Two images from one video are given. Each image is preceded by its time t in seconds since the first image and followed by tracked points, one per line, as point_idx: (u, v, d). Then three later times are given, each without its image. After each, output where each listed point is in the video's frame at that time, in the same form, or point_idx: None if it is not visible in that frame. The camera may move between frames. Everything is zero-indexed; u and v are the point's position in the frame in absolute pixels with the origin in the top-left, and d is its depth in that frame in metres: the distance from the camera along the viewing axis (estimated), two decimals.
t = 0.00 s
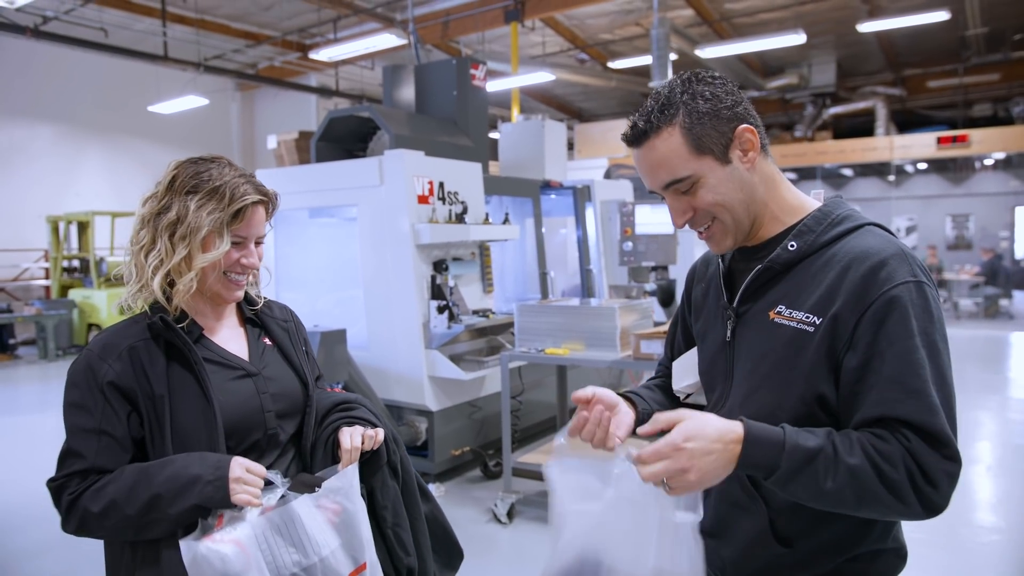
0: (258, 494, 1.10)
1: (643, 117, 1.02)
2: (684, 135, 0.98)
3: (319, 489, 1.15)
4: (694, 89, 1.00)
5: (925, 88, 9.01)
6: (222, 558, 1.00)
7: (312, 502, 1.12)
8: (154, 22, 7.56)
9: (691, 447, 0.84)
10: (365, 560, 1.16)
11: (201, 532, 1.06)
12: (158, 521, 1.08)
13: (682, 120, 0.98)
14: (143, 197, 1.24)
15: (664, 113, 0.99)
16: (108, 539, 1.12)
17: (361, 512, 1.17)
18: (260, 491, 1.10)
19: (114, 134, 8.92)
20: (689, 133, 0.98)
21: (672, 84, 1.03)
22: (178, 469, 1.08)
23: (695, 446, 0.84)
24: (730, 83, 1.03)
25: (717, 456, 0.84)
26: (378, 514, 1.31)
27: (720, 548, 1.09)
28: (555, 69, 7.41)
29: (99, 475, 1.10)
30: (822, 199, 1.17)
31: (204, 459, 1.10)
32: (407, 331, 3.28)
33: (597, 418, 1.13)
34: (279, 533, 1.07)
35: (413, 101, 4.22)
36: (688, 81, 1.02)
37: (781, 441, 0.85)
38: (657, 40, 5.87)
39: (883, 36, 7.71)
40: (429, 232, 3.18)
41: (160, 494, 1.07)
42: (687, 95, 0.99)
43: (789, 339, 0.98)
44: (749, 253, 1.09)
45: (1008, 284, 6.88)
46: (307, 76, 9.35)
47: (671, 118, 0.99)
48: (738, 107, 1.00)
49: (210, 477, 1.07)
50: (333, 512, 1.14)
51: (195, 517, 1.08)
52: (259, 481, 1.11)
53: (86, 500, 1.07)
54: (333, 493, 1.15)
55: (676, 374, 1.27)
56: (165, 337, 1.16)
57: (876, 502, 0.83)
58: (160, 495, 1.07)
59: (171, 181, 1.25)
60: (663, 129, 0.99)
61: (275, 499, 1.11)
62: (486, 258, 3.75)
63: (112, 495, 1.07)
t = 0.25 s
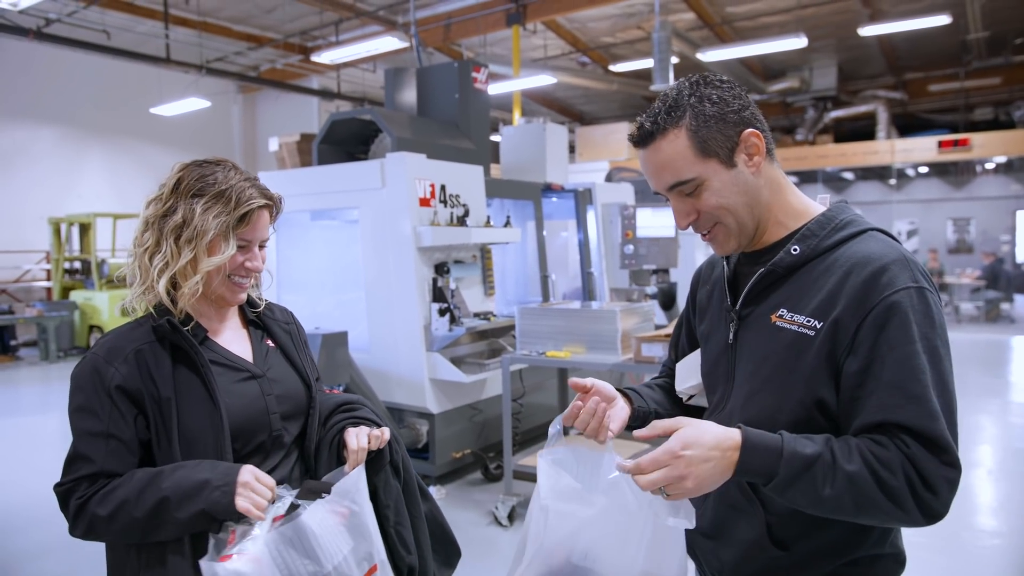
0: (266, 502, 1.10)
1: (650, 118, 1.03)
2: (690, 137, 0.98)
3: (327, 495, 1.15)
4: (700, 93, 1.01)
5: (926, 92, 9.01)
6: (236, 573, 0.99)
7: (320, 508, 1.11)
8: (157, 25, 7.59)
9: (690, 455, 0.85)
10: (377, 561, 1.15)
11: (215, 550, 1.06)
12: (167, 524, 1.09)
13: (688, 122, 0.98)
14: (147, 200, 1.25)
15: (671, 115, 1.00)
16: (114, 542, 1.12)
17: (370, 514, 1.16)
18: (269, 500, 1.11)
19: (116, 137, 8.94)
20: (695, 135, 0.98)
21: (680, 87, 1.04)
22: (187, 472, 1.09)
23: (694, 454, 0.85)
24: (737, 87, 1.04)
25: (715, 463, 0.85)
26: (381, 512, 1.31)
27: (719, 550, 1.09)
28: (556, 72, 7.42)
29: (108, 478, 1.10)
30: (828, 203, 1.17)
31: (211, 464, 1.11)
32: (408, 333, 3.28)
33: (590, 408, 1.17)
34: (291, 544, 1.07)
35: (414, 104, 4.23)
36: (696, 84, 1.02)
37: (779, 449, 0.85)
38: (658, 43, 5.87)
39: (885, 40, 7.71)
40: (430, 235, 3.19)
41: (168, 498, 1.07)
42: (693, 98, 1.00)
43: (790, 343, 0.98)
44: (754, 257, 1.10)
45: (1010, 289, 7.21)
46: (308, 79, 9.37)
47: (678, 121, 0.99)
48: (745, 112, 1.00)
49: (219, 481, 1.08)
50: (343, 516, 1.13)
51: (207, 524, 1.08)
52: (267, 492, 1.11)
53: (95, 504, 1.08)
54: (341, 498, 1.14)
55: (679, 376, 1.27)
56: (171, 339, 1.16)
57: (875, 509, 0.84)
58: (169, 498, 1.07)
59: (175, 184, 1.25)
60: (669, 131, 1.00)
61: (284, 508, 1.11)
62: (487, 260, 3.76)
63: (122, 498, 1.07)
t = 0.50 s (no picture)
0: (278, 494, 1.12)
1: (659, 113, 1.03)
2: (697, 136, 0.99)
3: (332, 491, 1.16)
4: (710, 92, 1.00)
5: (927, 94, 9.01)
6: (249, 569, 1.00)
7: (328, 504, 1.12)
8: (159, 25, 7.60)
9: (683, 455, 0.85)
10: (381, 558, 1.17)
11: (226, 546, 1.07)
12: (175, 524, 1.09)
13: (697, 121, 0.99)
14: (146, 203, 1.25)
15: (679, 111, 1.00)
16: (119, 543, 1.13)
17: (374, 511, 1.18)
18: (280, 493, 1.12)
19: (117, 137, 8.95)
20: (702, 133, 0.98)
21: (689, 85, 1.03)
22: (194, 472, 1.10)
23: (687, 454, 0.85)
24: (746, 88, 1.03)
25: (708, 464, 0.85)
26: (382, 511, 1.32)
27: (719, 550, 1.10)
28: (557, 72, 7.42)
29: (115, 479, 1.10)
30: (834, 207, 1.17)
31: (217, 464, 1.12)
32: (409, 333, 3.28)
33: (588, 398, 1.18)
34: (301, 540, 1.07)
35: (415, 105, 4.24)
36: (707, 82, 1.02)
37: (774, 451, 0.86)
38: (659, 44, 5.88)
39: (886, 42, 7.71)
40: (431, 235, 3.20)
41: (175, 497, 1.08)
42: (703, 97, 1.00)
43: (789, 343, 0.99)
44: (757, 256, 1.10)
45: (1010, 289, 7.14)
46: (310, 79, 9.37)
47: (687, 119, 1.00)
48: (753, 113, 1.00)
49: (228, 477, 1.09)
50: (348, 513, 1.15)
51: (218, 521, 1.09)
52: (278, 485, 1.12)
53: (102, 506, 1.08)
54: (347, 494, 1.15)
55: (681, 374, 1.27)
56: (174, 339, 1.17)
57: (870, 514, 0.84)
58: (176, 497, 1.08)
59: (173, 185, 1.25)
60: (677, 129, 1.00)
61: (292, 504, 1.12)
62: (488, 261, 3.77)
63: (130, 499, 1.08)
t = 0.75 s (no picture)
0: (276, 485, 1.11)
1: (687, 89, 1.04)
2: (713, 116, 0.99)
3: (332, 490, 1.16)
4: (739, 79, 1.01)
5: (932, 94, 9.00)
6: (246, 567, 1.00)
7: (326, 502, 1.13)
8: (163, 24, 7.61)
9: (677, 478, 0.81)
10: (380, 557, 1.17)
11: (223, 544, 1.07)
12: (174, 521, 1.09)
13: (716, 102, 0.99)
14: (144, 207, 1.25)
15: (705, 90, 1.01)
16: (121, 540, 1.13)
17: (372, 510, 1.19)
18: (277, 485, 1.12)
19: (121, 135, 8.97)
20: (719, 115, 0.99)
21: (725, 70, 1.04)
22: (192, 469, 1.10)
23: (681, 477, 0.81)
24: (777, 83, 1.03)
25: (707, 481, 0.82)
26: (383, 508, 1.32)
27: (721, 550, 1.09)
28: (560, 72, 7.42)
29: (117, 476, 1.11)
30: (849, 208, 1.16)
31: (217, 461, 1.12)
32: (411, 332, 3.29)
33: (593, 389, 1.18)
34: (299, 537, 1.08)
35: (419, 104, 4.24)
36: (738, 71, 1.03)
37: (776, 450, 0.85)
38: (662, 44, 5.87)
39: (890, 42, 7.70)
40: (434, 235, 3.21)
41: (173, 494, 1.08)
42: (731, 83, 1.00)
43: (797, 341, 0.99)
44: (769, 253, 1.10)
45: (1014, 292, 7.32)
46: (313, 78, 9.38)
47: (707, 98, 1.00)
48: (775, 108, 1.00)
49: (224, 470, 1.09)
50: (346, 512, 1.16)
51: (218, 514, 1.09)
52: (278, 477, 1.12)
53: (102, 503, 1.08)
54: (345, 493, 1.16)
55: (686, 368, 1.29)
56: (176, 336, 1.18)
57: (872, 521, 0.84)
58: (176, 495, 1.08)
59: (168, 187, 1.25)
60: (696, 104, 1.01)
61: (292, 501, 1.12)
62: (491, 260, 3.77)
63: (130, 496, 1.08)
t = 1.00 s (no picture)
0: (286, 476, 1.11)
1: (680, 116, 1.04)
2: (714, 143, 0.99)
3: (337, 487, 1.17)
4: (730, 97, 1.00)
5: (935, 94, 8.98)
6: (255, 564, 1.02)
7: (333, 500, 1.14)
8: (166, 24, 7.62)
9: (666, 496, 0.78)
10: (384, 555, 1.18)
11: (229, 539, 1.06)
12: (182, 517, 1.09)
13: (713, 128, 0.99)
14: (134, 222, 1.26)
15: (700, 117, 1.01)
16: (127, 538, 1.12)
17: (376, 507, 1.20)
18: (288, 474, 1.12)
19: (124, 134, 8.98)
20: (720, 141, 0.99)
21: (713, 87, 1.03)
22: (200, 464, 1.10)
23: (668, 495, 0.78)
24: (771, 92, 1.02)
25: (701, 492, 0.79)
26: (387, 507, 1.32)
27: (731, 550, 1.09)
28: (562, 72, 7.42)
29: (123, 472, 1.11)
30: (860, 206, 1.13)
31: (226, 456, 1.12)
32: (413, 332, 3.29)
33: (603, 401, 1.17)
34: (306, 535, 1.09)
35: (421, 104, 4.25)
36: (728, 87, 1.02)
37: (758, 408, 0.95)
38: (665, 44, 5.86)
39: (893, 42, 7.69)
40: (436, 234, 3.21)
41: (180, 489, 1.08)
42: (723, 104, 1.00)
43: (806, 343, 1.00)
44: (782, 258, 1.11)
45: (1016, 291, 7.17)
46: (316, 78, 9.39)
47: (704, 124, 1.00)
48: (776, 121, 1.00)
49: (233, 464, 1.09)
50: (351, 509, 1.17)
51: (228, 509, 1.09)
52: (288, 467, 1.12)
53: (109, 500, 1.08)
54: (350, 490, 1.17)
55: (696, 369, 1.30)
56: (179, 335, 1.18)
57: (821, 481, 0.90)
58: (183, 489, 1.08)
59: (154, 195, 1.26)
60: (692, 135, 1.01)
61: (298, 498, 1.11)
62: (493, 260, 3.77)
63: (137, 491, 1.08)
